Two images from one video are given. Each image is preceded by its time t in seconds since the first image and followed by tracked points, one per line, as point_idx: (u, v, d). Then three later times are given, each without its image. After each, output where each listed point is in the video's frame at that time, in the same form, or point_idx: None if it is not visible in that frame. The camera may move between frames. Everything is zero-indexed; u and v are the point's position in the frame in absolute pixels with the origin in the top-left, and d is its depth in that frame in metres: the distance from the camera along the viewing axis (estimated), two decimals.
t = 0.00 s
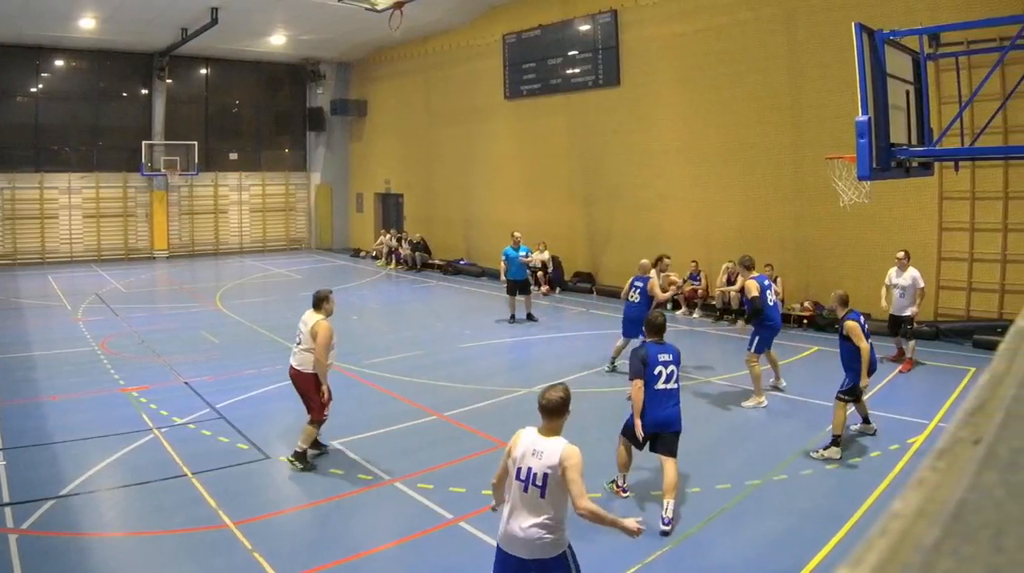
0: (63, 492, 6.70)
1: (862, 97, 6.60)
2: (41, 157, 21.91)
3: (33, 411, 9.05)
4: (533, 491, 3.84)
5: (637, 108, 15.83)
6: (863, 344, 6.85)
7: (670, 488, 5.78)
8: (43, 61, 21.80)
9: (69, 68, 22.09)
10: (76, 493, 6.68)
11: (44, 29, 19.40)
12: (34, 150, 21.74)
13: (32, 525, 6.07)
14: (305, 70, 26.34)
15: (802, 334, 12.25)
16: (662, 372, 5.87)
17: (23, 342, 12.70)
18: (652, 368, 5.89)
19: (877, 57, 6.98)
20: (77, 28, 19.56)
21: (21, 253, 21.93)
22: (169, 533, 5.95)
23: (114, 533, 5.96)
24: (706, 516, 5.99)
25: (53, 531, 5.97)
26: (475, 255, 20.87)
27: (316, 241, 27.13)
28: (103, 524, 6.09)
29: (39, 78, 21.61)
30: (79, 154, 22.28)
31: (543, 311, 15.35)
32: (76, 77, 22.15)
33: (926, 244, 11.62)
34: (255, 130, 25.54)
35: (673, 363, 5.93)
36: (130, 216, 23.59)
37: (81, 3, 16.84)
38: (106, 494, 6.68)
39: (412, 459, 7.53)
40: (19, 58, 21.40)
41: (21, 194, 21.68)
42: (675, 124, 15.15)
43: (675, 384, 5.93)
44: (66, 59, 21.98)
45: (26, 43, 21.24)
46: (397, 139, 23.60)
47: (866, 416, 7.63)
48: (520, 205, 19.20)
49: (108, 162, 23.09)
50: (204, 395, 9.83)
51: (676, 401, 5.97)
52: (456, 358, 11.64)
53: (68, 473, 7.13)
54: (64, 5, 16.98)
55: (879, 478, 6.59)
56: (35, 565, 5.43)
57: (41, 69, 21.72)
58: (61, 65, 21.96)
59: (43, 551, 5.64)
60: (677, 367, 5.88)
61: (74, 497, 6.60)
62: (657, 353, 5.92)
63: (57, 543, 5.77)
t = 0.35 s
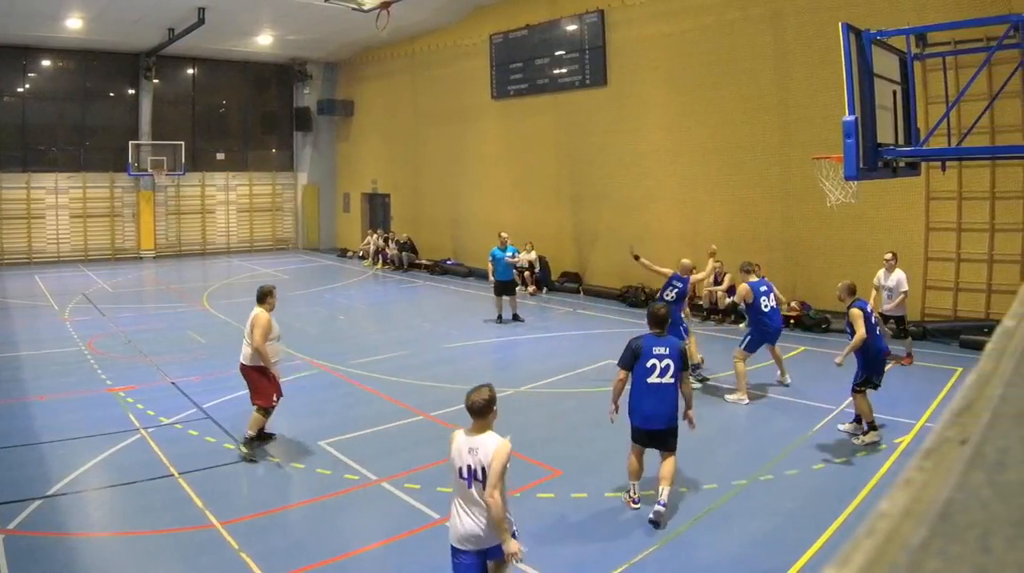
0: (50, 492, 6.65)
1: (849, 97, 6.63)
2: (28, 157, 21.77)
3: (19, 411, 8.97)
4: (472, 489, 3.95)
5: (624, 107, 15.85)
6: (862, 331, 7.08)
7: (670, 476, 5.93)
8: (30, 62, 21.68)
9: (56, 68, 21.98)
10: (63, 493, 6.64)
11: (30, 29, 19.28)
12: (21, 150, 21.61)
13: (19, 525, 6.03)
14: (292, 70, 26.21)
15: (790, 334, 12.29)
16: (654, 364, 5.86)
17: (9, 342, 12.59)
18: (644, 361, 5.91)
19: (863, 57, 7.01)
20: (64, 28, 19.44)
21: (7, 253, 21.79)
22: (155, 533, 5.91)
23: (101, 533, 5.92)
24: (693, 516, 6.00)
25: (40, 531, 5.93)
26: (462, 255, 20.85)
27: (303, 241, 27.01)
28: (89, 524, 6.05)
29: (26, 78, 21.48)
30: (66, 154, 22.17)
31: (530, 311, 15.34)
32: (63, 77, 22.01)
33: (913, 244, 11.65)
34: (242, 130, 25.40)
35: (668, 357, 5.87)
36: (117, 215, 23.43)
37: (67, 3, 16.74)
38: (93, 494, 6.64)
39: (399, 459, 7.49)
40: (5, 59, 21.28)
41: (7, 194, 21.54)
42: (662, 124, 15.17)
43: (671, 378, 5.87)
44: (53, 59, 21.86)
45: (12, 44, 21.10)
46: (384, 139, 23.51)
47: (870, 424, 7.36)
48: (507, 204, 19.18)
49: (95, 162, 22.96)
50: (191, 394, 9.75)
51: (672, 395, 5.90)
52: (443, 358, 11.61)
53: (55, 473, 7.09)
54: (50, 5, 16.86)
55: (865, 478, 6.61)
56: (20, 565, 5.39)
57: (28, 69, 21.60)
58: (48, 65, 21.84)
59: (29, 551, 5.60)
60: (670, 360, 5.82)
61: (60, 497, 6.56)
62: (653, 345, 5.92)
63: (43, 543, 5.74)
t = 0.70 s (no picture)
0: (36, 492, 6.59)
1: (835, 98, 6.67)
2: (12, 157, 21.58)
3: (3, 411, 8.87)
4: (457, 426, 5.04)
5: (610, 107, 15.87)
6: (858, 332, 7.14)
7: (668, 478, 5.90)
8: (16, 61, 21.51)
9: (42, 68, 21.81)
10: (49, 494, 6.58)
11: (16, 29, 19.13)
12: (6, 150, 21.45)
13: (4, 526, 5.97)
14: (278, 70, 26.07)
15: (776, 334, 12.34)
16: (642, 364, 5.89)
17: None
18: (636, 361, 5.99)
19: (849, 57, 7.05)
20: (50, 28, 19.30)
21: None
22: (140, 533, 5.86)
23: (87, 532, 5.86)
24: (679, 515, 6.01)
25: (25, 531, 5.86)
26: (448, 255, 20.80)
27: (289, 241, 26.87)
28: (75, 524, 5.99)
29: (11, 78, 21.32)
30: (53, 155, 22.03)
31: (516, 311, 15.33)
32: (48, 77, 21.84)
33: (899, 244, 11.70)
34: (228, 130, 25.24)
35: (658, 359, 5.87)
36: (103, 215, 23.26)
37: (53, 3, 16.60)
38: (79, 494, 6.58)
39: (385, 459, 7.45)
40: None
41: None
42: (648, 124, 15.20)
43: (658, 380, 5.85)
44: (39, 59, 21.69)
45: None
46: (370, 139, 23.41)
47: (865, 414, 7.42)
48: (494, 204, 19.15)
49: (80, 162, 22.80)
50: (177, 394, 9.67)
51: (657, 398, 5.86)
52: (431, 358, 11.56)
53: (40, 474, 7.02)
54: (35, 5, 16.71)
55: (850, 478, 6.63)
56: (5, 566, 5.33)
57: (14, 69, 21.44)
58: (33, 65, 21.68)
59: (14, 551, 5.54)
60: (658, 361, 5.82)
61: (46, 497, 6.49)
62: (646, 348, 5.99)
63: (28, 543, 5.68)
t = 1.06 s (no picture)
0: (22, 492, 6.52)
1: (822, 98, 6.69)
2: None
3: None
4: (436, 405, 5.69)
5: (596, 107, 15.89)
6: (857, 332, 7.34)
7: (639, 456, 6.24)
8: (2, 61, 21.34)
9: (29, 68, 21.67)
10: (35, 493, 6.51)
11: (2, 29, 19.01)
12: None
13: None
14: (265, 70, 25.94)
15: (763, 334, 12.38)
16: (608, 355, 6.12)
17: None
18: (600, 353, 6.20)
19: (836, 57, 7.07)
20: (37, 28, 19.18)
21: None
22: (127, 533, 5.80)
23: (74, 532, 5.81)
24: (665, 516, 6.01)
25: (10, 532, 5.80)
26: (435, 255, 20.76)
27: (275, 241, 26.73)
28: (61, 524, 5.93)
29: None
30: (39, 154, 21.88)
31: (503, 311, 15.31)
32: (34, 76, 21.69)
33: (885, 244, 11.73)
34: (215, 130, 25.09)
35: (623, 348, 6.14)
36: (89, 215, 23.12)
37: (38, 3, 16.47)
38: (65, 494, 6.51)
39: (372, 459, 7.41)
40: None
41: None
42: (635, 124, 15.23)
43: (625, 369, 6.11)
44: (25, 59, 21.54)
45: None
46: (356, 139, 23.32)
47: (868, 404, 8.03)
48: (481, 204, 19.11)
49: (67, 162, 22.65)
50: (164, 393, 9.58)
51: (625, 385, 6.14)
52: (418, 358, 11.53)
53: (26, 474, 6.94)
54: (22, 5, 16.62)
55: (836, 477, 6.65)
56: None
57: None
58: (20, 65, 21.52)
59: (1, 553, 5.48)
60: (622, 350, 6.07)
61: (32, 497, 6.42)
62: (608, 340, 6.22)
63: (14, 543, 5.62)
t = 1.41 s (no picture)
0: (8, 493, 6.47)
1: (808, 98, 6.74)
2: None
3: None
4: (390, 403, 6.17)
5: (582, 107, 15.93)
6: (834, 321, 7.63)
7: (594, 434, 6.85)
8: None
9: (14, 68, 21.53)
10: (21, 494, 6.46)
11: None
12: None
13: None
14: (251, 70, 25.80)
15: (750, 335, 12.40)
16: (561, 353, 6.55)
17: None
18: (551, 350, 6.61)
19: (822, 57, 7.12)
20: (22, 28, 19.05)
21: None
22: (113, 533, 5.77)
23: (61, 533, 5.77)
24: (651, 515, 6.03)
25: None
26: (420, 255, 20.72)
27: (261, 241, 26.59)
28: (47, 525, 5.88)
29: None
30: (24, 155, 21.74)
31: (490, 311, 15.30)
32: (18, 76, 21.53)
33: (872, 244, 11.78)
34: (201, 131, 24.94)
35: (572, 344, 6.62)
36: (75, 215, 22.96)
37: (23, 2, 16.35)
38: (52, 495, 6.45)
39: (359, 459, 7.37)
40: None
41: None
42: (621, 124, 15.25)
43: (575, 364, 6.60)
44: (10, 59, 21.41)
45: None
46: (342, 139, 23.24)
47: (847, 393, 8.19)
48: (467, 204, 19.08)
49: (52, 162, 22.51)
50: (151, 393, 9.51)
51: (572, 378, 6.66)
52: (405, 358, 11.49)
53: (14, 474, 6.89)
54: (7, 5, 16.54)
55: (821, 477, 6.69)
56: None
57: None
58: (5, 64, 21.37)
59: None
60: (574, 346, 6.55)
61: (19, 498, 6.37)
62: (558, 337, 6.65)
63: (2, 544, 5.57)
